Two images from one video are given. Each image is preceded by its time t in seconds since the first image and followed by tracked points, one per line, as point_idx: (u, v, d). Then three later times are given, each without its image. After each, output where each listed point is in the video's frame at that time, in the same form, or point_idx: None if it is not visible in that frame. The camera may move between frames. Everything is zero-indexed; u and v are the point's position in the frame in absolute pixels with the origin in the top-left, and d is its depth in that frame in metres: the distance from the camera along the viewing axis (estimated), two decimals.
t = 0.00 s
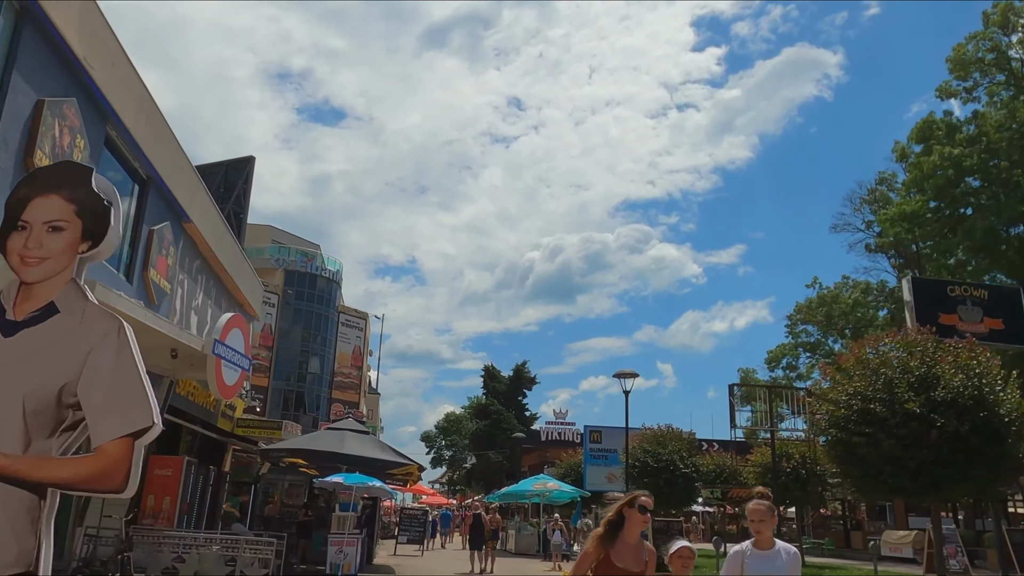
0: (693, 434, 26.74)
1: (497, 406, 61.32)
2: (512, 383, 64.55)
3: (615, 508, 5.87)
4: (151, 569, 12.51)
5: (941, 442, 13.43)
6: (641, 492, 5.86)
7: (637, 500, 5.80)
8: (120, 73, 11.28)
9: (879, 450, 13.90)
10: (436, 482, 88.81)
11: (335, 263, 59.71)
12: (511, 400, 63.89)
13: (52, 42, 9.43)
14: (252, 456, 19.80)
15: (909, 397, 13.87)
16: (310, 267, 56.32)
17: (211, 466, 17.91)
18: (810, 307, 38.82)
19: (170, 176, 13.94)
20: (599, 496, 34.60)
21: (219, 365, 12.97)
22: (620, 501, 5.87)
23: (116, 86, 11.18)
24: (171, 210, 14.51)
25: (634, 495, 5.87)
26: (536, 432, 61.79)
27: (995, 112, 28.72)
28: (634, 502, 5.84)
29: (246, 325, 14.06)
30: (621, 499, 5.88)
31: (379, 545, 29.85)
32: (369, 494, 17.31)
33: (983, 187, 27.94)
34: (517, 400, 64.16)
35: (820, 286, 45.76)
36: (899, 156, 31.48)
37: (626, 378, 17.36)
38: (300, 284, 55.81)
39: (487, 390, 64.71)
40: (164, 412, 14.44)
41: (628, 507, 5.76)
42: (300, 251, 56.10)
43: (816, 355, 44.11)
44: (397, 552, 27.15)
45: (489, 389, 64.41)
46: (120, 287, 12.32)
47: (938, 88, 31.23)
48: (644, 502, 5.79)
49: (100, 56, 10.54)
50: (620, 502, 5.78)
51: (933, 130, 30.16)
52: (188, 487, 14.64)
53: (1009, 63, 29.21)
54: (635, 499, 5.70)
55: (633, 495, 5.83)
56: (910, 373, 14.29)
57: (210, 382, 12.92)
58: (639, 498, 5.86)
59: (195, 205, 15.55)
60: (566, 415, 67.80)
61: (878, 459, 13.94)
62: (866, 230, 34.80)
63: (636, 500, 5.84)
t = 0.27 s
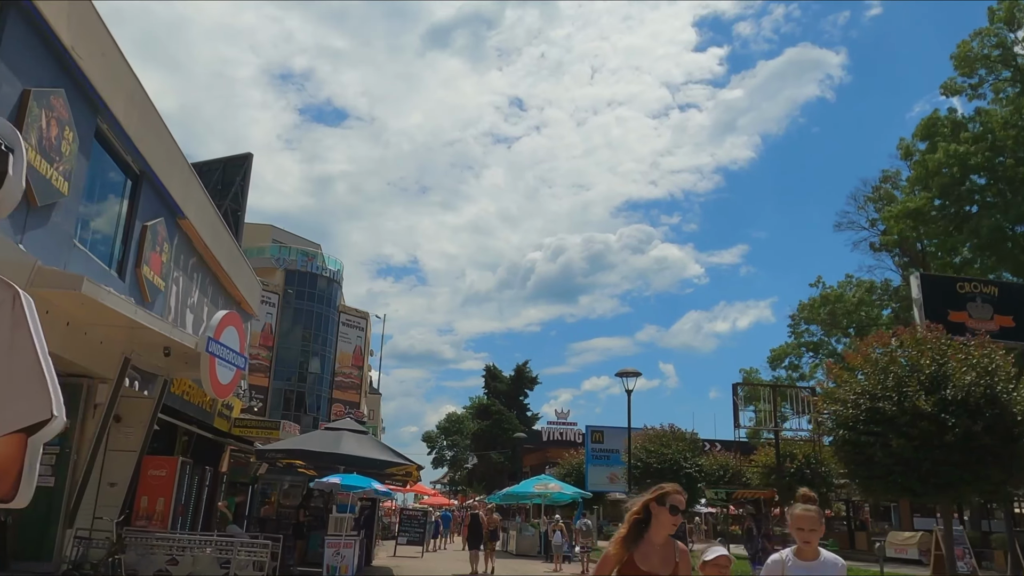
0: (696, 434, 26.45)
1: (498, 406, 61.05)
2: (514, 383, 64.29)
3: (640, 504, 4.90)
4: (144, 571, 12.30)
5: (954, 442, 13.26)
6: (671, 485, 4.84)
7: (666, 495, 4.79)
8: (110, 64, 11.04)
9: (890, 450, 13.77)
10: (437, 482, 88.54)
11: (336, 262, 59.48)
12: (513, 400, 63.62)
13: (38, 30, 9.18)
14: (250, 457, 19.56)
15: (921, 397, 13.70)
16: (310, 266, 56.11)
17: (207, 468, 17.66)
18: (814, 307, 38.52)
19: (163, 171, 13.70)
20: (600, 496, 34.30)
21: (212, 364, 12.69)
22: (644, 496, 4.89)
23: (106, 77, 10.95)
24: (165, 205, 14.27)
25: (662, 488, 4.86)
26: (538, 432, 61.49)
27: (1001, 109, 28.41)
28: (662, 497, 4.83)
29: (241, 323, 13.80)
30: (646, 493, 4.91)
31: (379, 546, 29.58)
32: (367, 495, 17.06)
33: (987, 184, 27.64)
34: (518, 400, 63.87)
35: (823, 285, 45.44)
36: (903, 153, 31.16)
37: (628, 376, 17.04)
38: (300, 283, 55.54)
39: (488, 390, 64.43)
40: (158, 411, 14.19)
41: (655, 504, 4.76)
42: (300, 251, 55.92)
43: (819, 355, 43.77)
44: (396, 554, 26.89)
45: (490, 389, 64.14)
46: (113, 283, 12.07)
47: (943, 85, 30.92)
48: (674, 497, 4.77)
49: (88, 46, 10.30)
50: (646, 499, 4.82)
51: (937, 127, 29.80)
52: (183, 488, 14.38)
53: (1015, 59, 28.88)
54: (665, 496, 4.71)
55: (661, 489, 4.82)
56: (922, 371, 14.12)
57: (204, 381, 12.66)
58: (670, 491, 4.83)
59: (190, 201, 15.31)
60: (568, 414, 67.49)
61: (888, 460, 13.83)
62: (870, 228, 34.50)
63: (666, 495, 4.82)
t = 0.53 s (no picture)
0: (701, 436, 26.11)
1: (500, 409, 60.78)
2: (516, 386, 63.98)
3: (670, 520, 4.24)
4: None
5: (971, 444, 13.06)
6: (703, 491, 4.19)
7: (698, 506, 4.13)
8: (103, 57, 10.80)
9: (907, 455, 13.59)
10: (438, 486, 88.23)
11: (337, 265, 59.25)
12: (515, 403, 63.35)
13: (28, 20, 8.94)
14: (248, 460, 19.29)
15: (937, 399, 13.48)
16: (311, 269, 55.89)
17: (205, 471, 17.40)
18: (819, 308, 38.20)
19: (159, 168, 13.46)
20: (604, 499, 33.98)
21: (209, 365, 12.43)
22: (673, 507, 4.25)
23: (100, 72, 10.73)
24: (161, 204, 14.03)
25: (693, 499, 4.20)
26: (540, 435, 61.19)
27: (1007, 108, 28.14)
28: (693, 508, 4.19)
29: (238, 324, 13.55)
30: (675, 507, 4.24)
31: (379, 551, 29.25)
32: (367, 498, 16.79)
33: (993, 185, 27.39)
34: (521, 403, 63.62)
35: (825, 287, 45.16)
36: (909, 153, 30.87)
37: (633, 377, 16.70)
38: (300, 285, 55.26)
39: (490, 393, 64.15)
40: (153, 413, 13.93)
41: (689, 517, 4.11)
42: (301, 253, 55.74)
43: (824, 357, 43.41)
44: (397, 558, 26.58)
45: (492, 392, 63.87)
46: (108, 282, 11.82)
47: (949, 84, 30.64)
48: (708, 508, 4.12)
49: (80, 38, 10.06)
50: (676, 512, 4.21)
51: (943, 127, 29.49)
52: (180, 491, 14.10)
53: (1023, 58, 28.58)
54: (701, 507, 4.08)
55: (690, 498, 4.19)
56: (936, 372, 13.90)
57: (200, 382, 12.41)
58: (703, 501, 4.19)
59: (187, 199, 15.07)
60: (570, 417, 67.20)
61: (905, 464, 13.65)
62: (875, 229, 34.21)
63: (698, 505, 4.19)
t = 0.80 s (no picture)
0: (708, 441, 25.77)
1: (503, 415, 60.45)
2: (519, 392, 63.65)
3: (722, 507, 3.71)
4: None
5: (990, 449, 12.99)
6: (758, 477, 3.67)
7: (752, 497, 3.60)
8: (101, 54, 10.63)
9: (924, 459, 13.64)
10: (441, 493, 87.77)
11: (339, 270, 59.03)
12: (518, 409, 63.04)
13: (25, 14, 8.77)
14: (248, 466, 19.02)
15: (955, 403, 13.49)
16: (314, 274, 55.71)
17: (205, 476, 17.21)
18: (826, 312, 37.88)
19: (159, 168, 13.29)
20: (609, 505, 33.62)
21: (208, 366, 12.18)
22: (726, 497, 3.70)
23: (98, 68, 10.56)
24: (161, 205, 13.85)
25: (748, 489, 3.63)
26: (543, 441, 60.84)
27: (1015, 110, 27.86)
28: (747, 497, 3.67)
29: (238, 325, 13.32)
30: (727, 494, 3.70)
31: (382, 558, 28.91)
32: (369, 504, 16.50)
33: (1002, 187, 27.10)
34: (524, 409, 63.30)
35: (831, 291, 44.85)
36: (916, 156, 30.57)
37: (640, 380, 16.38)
38: (303, 291, 55.04)
39: (493, 399, 63.84)
40: (152, 417, 13.69)
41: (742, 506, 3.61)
42: (303, 258, 55.52)
43: (830, 361, 43.07)
44: (400, 565, 26.26)
45: (496, 398, 63.55)
46: (106, 283, 11.62)
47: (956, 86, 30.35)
48: (765, 500, 3.59)
49: (78, 33, 9.88)
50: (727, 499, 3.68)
51: (951, 129, 29.18)
52: (179, 497, 13.84)
53: None
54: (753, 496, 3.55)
55: (744, 485, 3.67)
56: (953, 374, 13.92)
57: (199, 384, 12.15)
58: (759, 490, 3.67)
59: (187, 200, 14.89)
60: (574, 423, 66.85)
61: (921, 468, 13.73)
62: (882, 233, 33.91)
63: (753, 494, 3.67)
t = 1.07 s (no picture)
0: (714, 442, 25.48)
1: (507, 417, 60.16)
2: (522, 394, 63.37)
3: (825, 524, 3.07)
4: None
5: (1008, 449, 12.86)
6: (862, 490, 3.06)
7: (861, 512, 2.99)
8: (95, 47, 10.40)
9: (941, 460, 13.42)
10: (445, 495, 87.47)
11: (341, 271, 58.81)
12: (522, 410, 62.74)
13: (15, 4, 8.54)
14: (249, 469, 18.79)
15: (972, 402, 13.33)
16: (316, 276, 55.51)
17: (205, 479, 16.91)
18: (832, 312, 37.58)
19: (156, 165, 13.06)
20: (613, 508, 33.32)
21: (205, 367, 11.94)
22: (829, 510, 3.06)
23: (92, 62, 10.32)
24: (159, 203, 13.63)
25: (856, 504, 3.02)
26: (547, 443, 60.54)
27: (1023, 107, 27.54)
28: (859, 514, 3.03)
29: (237, 325, 13.10)
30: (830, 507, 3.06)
31: (385, 561, 28.65)
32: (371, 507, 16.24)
33: (1010, 185, 26.79)
34: (527, 411, 63.01)
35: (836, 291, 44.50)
36: (922, 154, 30.25)
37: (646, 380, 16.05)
38: (305, 292, 54.81)
39: (496, 400, 63.55)
40: (150, 419, 13.48)
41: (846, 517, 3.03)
42: (305, 260, 55.29)
43: (836, 362, 42.78)
44: (403, 568, 26.00)
45: (499, 400, 63.27)
46: (102, 282, 11.39)
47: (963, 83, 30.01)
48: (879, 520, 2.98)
49: (71, 25, 9.65)
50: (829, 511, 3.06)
51: (958, 126, 28.87)
52: (178, 500, 13.60)
53: None
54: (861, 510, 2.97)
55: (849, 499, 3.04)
56: (965, 373, 13.87)
57: (197, 386, 11.91)
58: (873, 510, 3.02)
59: (186, 198, 14.66)
60: (577, 425, 66.52)
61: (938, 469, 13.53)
62: (888, 232, 33.60)
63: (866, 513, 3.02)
